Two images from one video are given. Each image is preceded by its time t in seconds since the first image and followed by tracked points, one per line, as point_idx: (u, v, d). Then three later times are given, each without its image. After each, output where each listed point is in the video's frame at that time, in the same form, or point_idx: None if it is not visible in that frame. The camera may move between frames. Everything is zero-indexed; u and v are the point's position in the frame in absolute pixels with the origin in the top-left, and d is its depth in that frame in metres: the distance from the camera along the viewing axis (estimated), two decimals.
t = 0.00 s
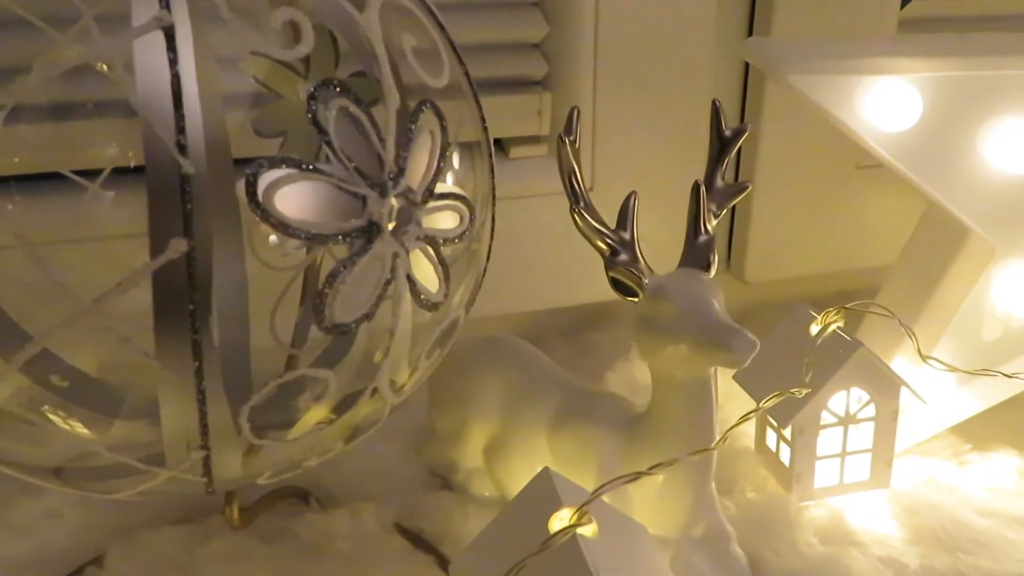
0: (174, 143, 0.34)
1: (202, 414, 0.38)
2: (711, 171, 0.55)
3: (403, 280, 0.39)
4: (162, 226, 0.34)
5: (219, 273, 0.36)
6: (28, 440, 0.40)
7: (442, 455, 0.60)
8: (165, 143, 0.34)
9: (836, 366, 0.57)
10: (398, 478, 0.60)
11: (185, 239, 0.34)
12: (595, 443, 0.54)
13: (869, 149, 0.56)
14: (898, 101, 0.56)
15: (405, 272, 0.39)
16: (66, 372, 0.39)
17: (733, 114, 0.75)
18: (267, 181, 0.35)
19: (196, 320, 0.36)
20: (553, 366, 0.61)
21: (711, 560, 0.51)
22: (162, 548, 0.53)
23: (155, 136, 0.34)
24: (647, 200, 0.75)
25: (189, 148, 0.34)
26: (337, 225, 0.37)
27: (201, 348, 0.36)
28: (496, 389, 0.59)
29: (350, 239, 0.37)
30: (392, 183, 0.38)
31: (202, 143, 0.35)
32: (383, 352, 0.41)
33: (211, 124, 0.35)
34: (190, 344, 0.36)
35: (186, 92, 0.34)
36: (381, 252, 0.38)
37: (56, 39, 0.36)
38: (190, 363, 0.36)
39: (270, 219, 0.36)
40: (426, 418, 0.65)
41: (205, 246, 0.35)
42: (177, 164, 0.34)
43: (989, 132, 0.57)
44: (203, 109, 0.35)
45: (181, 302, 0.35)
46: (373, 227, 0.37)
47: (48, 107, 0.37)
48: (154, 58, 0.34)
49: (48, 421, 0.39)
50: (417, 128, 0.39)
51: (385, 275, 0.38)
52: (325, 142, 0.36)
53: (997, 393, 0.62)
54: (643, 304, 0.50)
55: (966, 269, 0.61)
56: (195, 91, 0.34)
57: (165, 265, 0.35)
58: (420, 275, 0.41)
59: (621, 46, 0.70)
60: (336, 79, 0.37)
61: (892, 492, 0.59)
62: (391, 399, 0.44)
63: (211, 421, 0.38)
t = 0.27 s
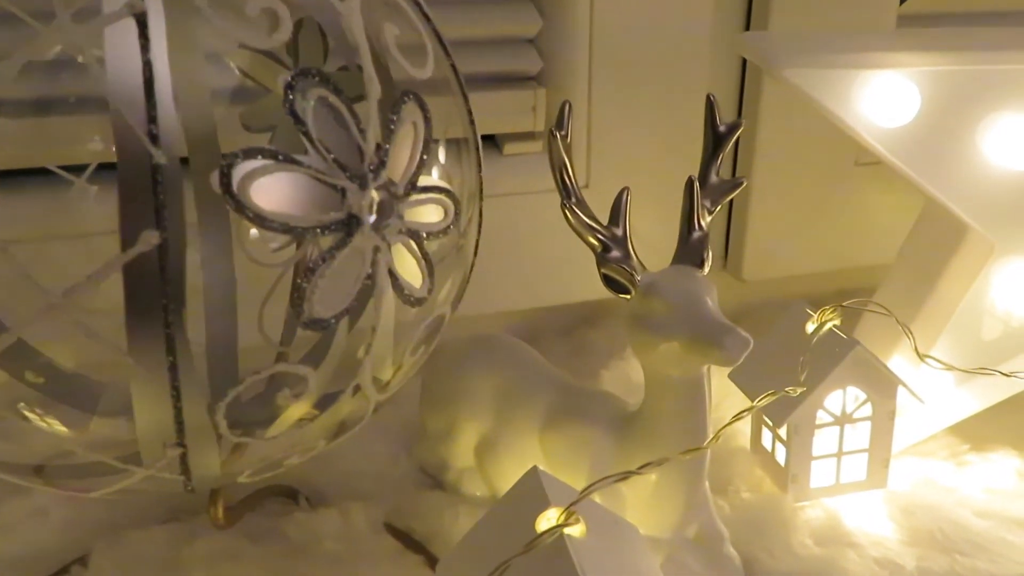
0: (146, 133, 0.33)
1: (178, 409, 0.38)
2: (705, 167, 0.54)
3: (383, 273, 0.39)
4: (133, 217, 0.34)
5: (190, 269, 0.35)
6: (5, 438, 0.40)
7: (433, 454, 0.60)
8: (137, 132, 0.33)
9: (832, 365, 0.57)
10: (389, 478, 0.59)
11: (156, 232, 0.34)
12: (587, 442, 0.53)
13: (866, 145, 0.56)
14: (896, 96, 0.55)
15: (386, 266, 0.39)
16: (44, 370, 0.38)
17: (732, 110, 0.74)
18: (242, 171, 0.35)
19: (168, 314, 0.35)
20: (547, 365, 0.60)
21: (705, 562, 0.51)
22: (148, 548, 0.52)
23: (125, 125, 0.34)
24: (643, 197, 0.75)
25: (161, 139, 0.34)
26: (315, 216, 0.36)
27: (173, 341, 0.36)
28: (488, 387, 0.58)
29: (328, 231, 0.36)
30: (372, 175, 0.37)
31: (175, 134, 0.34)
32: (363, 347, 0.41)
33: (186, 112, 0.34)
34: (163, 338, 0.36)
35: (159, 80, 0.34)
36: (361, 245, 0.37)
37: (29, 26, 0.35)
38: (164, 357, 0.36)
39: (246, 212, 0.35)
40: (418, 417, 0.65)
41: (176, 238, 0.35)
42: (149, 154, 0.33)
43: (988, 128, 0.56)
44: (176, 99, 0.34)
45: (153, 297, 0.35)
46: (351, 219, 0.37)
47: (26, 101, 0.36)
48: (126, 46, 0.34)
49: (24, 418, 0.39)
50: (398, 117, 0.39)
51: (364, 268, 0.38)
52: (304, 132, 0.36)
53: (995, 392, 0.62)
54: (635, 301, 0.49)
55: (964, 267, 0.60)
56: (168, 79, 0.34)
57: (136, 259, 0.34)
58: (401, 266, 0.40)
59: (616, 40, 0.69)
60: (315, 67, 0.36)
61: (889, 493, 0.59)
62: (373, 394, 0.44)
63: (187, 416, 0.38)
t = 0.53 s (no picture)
0: (112, 121, 0.32)
1: (150, 404, 0.37)
2: (699, 161, 0.54)
3: (362, 268, 0.38)
4: (99, 207, 0.33)
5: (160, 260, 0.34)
6: None
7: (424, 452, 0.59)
8: (103, 120, 0.32)
9: (828, 361, 0.56)
10: (379, 476, 0.59)
11: (123, 222, 0.33)
12: (578, 439, 0.53)
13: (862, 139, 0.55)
14: (894, 90, 0.54)
15: (365, 259, 0.38)
16: (21, 366, 0.37)
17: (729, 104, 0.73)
18: (215, 160, 0.34)
19: (137, 307, 0.34)
20: (539, 361, 0.59)
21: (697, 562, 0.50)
22: (134, 546, 0.52)
23: (91, 112, 0.33)
24: (639, 193, 0.74)
25: (129, 126, 0.33)
26: (290, 207, 0.35)
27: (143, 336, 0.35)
28: (478, 383, 0.57)
29: (303, 223, 0.36)
30: (350, 165, 0.36)
31: (143, 122, 0.33)
32: (341, 340, 0.40)
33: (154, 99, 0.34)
34: (132, 332, 0.35)
35: (126, 66, 0.33)
36: (337, 238, 0.37)
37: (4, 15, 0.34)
38: (134, 352, 0.35)
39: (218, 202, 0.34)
40: (409, 414, 0.64)
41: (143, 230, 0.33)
42: (115, 142, 0.33)
43: (987, 122, 0.55)
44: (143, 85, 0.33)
45: (120, 289, 0.34)
46: (328, 211, 0.36)
47: None
48: (95, 31, 0.33)
49: None
50: (377, 106, 0.38)
51: (341, 262, 0.37)
52: (278, 121, 0.35)
53: (994, 390, 0.61)
54: (626, 296, 0.48)
55: (962, 263, 0.59)
56: (135, 65, 0.33)
57: (103, 250, 0.33)
58: (381, 262, 0.39)
59: (611, 33, 0.69)
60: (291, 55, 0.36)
61: (886, 492, 0.58)
62: (354, 388, 0.43)
63: (161, 412, 0.37)
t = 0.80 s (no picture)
0: (87, 115, 0.32)
1: (127, 405, 0.36)
2: (695, 158, 0.53)
3: (345, 265, 0.38)
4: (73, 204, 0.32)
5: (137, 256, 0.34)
6: None
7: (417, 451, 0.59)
8: (77, 114, 0.32)
9: (825, 361, 0.55)
10: (371, 475, 0.58)
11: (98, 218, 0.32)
12: (572, 439, 0.52)
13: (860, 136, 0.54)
14: (892, 86, 0.53)
15: (348, 256, 0.38)
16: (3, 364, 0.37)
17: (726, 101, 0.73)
18: (193, 155, 0.34)
19: (115, 306, 0.34)
20: (533, 360, 0.59)
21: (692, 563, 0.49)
22: (123, 545, 0.51)
23: (66, 104, 0.32)
24: (636, 190, 0.73)
25: (105, 120, 0.32)
26: (270, 204, 0.35)
27: (120, 334, 0.34)
28: (472, 382, 0.57)
29: (285, 220, 0.35)
30: (332, 161, 0.36)
31: (118, 116, 0.33)
32: (323, 339, 0.40)
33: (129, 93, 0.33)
34: (110, 331, 0.34)
35: (103, 59, 0.32)
36: (321, 235, 0.36)
37: None
38: (112, 350, 0.34)
39: (196, 198, 0.34)
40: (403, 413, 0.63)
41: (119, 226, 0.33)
42: (90, 137, 0.32)
43: (987, 119, 0.55)
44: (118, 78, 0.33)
45: (97, 287, 0.33)
46: (310, 209, 0.36)
47: None
48: (69, 22, 0.32)
49: None
50: (362, 102, 0.38)
51: (325, 260, 0.37)
52: (259, 115, 0.35)
53: (993, 390, 0.60)
54: (620, 295, 0.48)
55: (961, 262, 0.59)
56: (112, 58, 0.32)
57: (79, 246, 0.33)
58: (365, 258, 0.39)
59: (608, 30, 0.68)
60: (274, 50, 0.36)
61: (883, 493, 0.57)
62: (338, 386, 0.43)
63: (140, 412, 0.37)
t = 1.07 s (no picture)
0: (53, 108, 0.32)
1: (97, 404, 0.36)
2: (686, 155, 0.53)
3: (321, 262, 0.38)
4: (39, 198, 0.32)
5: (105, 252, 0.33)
6: None
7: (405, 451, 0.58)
8: (42, 107, 0.31)
9: (817, 361, 0.55)
10: (359, 475, 0.58)
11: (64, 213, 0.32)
12: (561, 439, 0.52)
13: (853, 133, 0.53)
14: (886, 84, 0.53)
15: (325, 254, 0.38)
16: None
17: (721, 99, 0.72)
18: (163, 148, 0.33)
19: (82, 302, 0.33)
20: (523, 360, 0.58)
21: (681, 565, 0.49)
22: (107, 545, 0.51)
23: (30, 98, 0.31)
24: (630, 189, 0.73)
25: (70, 113, 0.32)
26: (242, 199, 0.35)
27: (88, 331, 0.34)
28: (461, 382, 0.56)
29: (259, 216, 0.35)
30: (307, 156, 0.36)
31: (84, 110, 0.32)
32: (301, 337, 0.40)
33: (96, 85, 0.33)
34: (78, 328, 0.34)
35: (69, 52, 0.32)
36: (296, 232, 0.36)
37: None
38: (81, 348, 0.34)
39: (165, 192, 0.33)
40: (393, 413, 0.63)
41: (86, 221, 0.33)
42: (56, 130, 0.32)
43: (982, 117, 0.54)
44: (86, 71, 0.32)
45: (63, 284, 0.33)
46: (285, 205, 0.35)
47: None
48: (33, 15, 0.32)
49: None
50: (338, 96, 0.38)
51: (300, 257, 0.37)
52: (231, 109, 0.34)
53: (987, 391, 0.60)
54: (609, 294, 0.47)
55: (955, 262, 0.58)
56: (78, 51, 0.32)
57: (45, 242, 0.32)
58: (341, 255, 0.39)
59: (601, 27, 0.67)
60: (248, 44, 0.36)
61: (876, 495, 0.57)
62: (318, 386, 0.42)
63: (110, 412, 0.36)
